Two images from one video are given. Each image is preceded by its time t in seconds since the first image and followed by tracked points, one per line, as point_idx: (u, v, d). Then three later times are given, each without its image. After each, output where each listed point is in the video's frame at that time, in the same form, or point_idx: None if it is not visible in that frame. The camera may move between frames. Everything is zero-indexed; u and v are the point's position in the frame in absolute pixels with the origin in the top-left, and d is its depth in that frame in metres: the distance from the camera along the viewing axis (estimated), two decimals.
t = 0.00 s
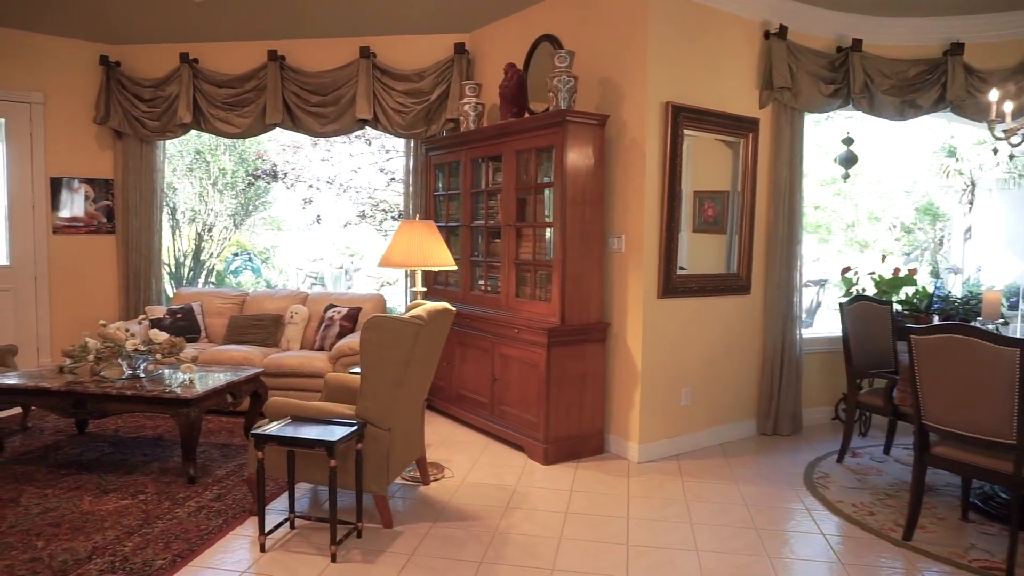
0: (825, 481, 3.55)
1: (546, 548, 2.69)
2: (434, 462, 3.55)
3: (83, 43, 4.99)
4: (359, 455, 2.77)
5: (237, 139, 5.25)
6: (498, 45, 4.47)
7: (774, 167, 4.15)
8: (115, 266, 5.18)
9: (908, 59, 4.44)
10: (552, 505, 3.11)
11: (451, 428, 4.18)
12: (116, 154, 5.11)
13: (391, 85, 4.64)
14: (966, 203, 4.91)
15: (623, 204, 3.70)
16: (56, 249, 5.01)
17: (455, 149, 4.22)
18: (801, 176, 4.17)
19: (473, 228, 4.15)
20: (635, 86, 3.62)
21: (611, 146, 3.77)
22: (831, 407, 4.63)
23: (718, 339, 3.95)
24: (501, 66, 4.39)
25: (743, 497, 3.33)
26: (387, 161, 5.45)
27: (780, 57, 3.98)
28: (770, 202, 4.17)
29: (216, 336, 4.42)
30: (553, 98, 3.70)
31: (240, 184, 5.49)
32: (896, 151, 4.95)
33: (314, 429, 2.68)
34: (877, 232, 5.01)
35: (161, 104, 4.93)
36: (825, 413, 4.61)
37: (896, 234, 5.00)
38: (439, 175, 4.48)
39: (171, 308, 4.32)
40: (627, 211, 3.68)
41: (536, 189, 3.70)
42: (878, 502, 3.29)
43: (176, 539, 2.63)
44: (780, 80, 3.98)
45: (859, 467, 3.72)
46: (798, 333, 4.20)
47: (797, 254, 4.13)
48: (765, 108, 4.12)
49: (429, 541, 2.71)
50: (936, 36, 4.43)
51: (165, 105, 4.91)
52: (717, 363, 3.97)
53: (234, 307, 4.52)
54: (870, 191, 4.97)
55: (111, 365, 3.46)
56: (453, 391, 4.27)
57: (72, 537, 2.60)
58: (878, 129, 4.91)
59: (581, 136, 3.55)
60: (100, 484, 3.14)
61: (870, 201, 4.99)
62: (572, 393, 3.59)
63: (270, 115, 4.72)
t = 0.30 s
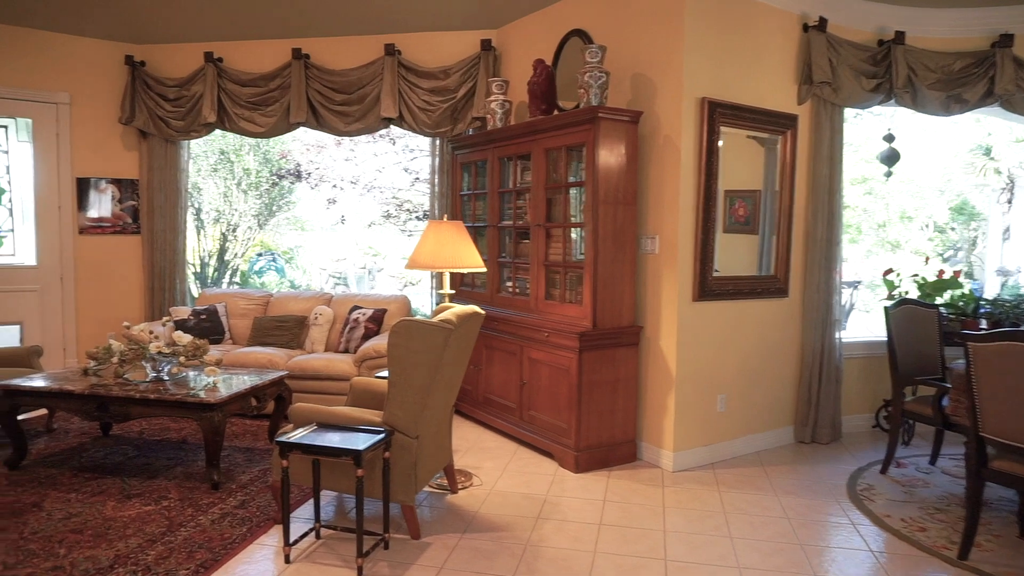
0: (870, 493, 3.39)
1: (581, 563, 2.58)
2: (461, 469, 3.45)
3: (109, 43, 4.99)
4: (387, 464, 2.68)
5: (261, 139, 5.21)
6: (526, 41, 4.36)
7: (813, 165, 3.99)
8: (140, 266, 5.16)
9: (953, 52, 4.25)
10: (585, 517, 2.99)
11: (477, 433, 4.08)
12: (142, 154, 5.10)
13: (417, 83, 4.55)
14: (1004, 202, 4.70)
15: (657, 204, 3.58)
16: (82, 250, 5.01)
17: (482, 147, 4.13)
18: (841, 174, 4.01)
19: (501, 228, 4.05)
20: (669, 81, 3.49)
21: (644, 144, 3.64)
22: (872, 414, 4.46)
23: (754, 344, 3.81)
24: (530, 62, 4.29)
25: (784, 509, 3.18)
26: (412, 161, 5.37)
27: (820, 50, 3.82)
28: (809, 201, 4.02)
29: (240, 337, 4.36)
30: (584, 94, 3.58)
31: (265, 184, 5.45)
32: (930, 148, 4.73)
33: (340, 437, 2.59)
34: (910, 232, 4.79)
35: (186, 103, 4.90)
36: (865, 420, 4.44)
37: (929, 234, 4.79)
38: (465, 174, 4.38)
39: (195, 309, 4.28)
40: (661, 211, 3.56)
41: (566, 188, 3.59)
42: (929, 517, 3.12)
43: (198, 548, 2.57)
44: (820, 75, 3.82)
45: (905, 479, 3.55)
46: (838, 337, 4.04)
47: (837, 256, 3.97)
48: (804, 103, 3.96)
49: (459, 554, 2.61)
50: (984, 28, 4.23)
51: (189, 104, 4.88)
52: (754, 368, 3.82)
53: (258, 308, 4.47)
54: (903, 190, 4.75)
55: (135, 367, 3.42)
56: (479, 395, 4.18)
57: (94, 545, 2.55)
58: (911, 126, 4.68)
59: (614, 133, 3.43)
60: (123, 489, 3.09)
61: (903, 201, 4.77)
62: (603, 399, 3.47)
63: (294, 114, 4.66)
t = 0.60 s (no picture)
0: (951, 510, 3.16)
1: None
2: (515, 474, 3.37)
3: (167, 46, 5.08)
4: (443, 470, 2.61)
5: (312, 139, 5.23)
6: (580, 36, 4.25)
7: (885, 161, 3.77)
8: (194, 266, 5.24)
9: None
10: (646, 528, 2.87)
11: (530, 438, 3.99)
12: (197, 155, 5.18)
13: (469, 81, 4.49)
14: None
15: (720, 202, 3.43)
16: (140, 250, 5.11)
17: (536, 145, 4.04)
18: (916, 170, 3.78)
19: (555, 228, 3.96)
20: (734, 74, 3.33)
21: (706, 140, 3.50)
22: (947, 425, 4.20)
23: (822, 349, 3.62)
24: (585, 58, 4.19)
25: (857, 526, 2.99)
26: (461, 160, 5.32)
27: (895, 40, 3.61)
28: (881, 199, 3.80)
29: (293, 337, 4.37)
30: (643, 89, 3.45)
31: (315, 184, 5.48)
32: (1001, 142, 4.37)
33: (397, 441, 2.54)
34: (976, 232, 4.46)
35: (240, 105, 4.95)
36: (939, 431, 4.19)
37: (997, 234, 4.44)
38: (517, 173, 4.30)
39: (249, 309, 4.31)
40: (725, 209, 3.41)
41: (624, 186, 3.47)
42: (1019, 538, 2.89)
43: (253, 550, 2.54)
44: (894, 65, 3.60)
45: (989, 496, 3.31)
46: (912, 343, 3.81)
47: (911, 258, 3.75)
48: (876, 96, 3.74)
49: (519, 564, 2.52)
50: None
51: (244, 105, 4.93)
52: (822, 375, 3.64)
53: (309, 308, 4.47)
54: (970, 188, 4.41)
55: (192, 366, 3.45)
56: (532, 398, 4.09)
57: (151, 544, 2.55)
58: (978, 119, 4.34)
59: (675, 129, 3.29)
60: (179, 487, 3.10)
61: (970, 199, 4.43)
62: (663, 405, 3.34)
63: (347, 113, 4.65)
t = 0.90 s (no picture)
0: None
1: None
2: (586, 483, 3.26)
3: (233, 49, 5.16)
4: (520, 479, 2.52)
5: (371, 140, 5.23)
6: (649, 30, 4.12)
7: (982, 156, 3.52)
8: (257, 266, 5.30)
9: None
10: (728, 544, 2.72)
11: (597, 444, 3.88)
12: (261, 156, 5.24)
13: (534, 78, 4.41)
14: None
15: (803, 201, 3.25)
16: (206, 250, 5.19)
17: (604, 143, 3.92)
18: (1016, 165, 3.52)
19: (624, 228, 3.83)
20: (821, 64, 3.14)
21: (788, 135, 3.32)
22: None
23: (912, 357, 3.40)
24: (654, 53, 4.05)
25: (958, 548, 2.77)
26: (520, 159, 5.24)
27: (996, 25, 3.35)
28: (976, 197, 3.55)
29: (356, 338, 4.36)
30: (721, 82, 3.29)
31: (374, 185, 5.48)
32: None
33: (473, 448, 2.46)
34: None
35: (304, 105, 4.98)
36: None
37: None
38: (583, 171, 4.19)
39: (314, 309, 4.32)
40: (808, 208, 3.23)
41: (700, 184, 3.32)
42: None
43: (325, 556, 2.50)
44: (994, 53, 3.35)
45: None
46: (1010, 351, 3.55)
47: (1011, 260, 3.48)
48: (973, 87, 3.49)
49: None
50: None
51: (308, 106, 4.96)
52: (912, 384, 3.42)
53: (371, 309, 4.46)
54: None
55: (260, 366, 3.45)
56: (599, 403, 3.98)
57: (225, 547, 2.54)
58: None
59: (756, 124, 3.12)
60: (248, 488, 3.10)
61: None
62: (742, 414, 3.18)
63: (410, 113, 4.62)
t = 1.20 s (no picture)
0: None
1: None
2: (658, 496, 3.14)
3: (295, 53, 5.22)
4: (596, 494, 2.43)
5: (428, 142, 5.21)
6: (720, 25, 3.97)
7: None
8: (317, 269, 5.35)
9: None
10: (815, 567, 2.56)
11: (665, 454, 3.75)
12: (322, 160, 5.28)
13: (598, 77, 4.30)
14: None
15: (892, 203, 3.06)
16: (269, 253, 5.26)
17: (673, 143, 3.79)
18: None
19: (695, 231, 3.69)
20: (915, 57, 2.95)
21: (875, 133, 3.13)
22: None
23: (1012, 370, 3.17)
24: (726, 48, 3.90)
25: None
26: (579, 160, 5.14)
27: None
28: None
29: (416, 341, 4.34)
30: (802, 79, 3.13)
31: (430, 187, 5.47)
32: None
33: (549, 461, 2.38)
34: None
35: (365, 108, 4.99)
36: None
37: None
38: (650, 172, 4.06)
39: (375, 313, 4.32)
40: (899, 211, 3.03)
41: (779, 186, 3.16)
42: None
43: (394, 568, 2.46)
44: None
45: None
46: None
47: None
48: None
49: None
50: None
51: (368, 109, 4.96)
52: (1011, 399, 3.19)
53: (432, 312, 4.43)
54: None
55: (325, 371, 3.45)
56: (666, 412, 3.86)
57: (294, 555, 2.53)
58: None
59: (841, 122, 2.95)
60: (313, 494, 3.10)
61: None
62: (824, 428, 3.02)
63: (471, 114, 4.58)
